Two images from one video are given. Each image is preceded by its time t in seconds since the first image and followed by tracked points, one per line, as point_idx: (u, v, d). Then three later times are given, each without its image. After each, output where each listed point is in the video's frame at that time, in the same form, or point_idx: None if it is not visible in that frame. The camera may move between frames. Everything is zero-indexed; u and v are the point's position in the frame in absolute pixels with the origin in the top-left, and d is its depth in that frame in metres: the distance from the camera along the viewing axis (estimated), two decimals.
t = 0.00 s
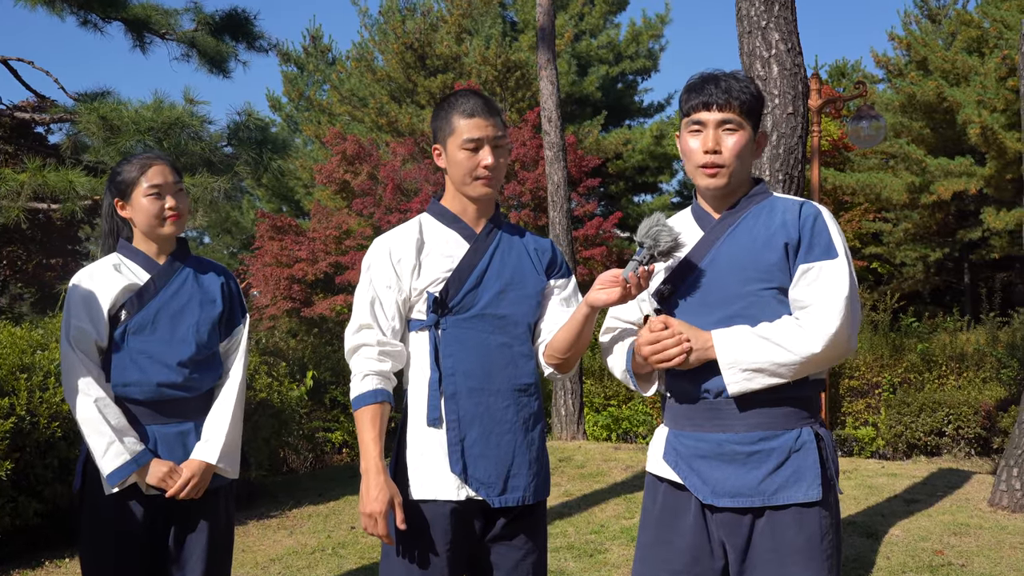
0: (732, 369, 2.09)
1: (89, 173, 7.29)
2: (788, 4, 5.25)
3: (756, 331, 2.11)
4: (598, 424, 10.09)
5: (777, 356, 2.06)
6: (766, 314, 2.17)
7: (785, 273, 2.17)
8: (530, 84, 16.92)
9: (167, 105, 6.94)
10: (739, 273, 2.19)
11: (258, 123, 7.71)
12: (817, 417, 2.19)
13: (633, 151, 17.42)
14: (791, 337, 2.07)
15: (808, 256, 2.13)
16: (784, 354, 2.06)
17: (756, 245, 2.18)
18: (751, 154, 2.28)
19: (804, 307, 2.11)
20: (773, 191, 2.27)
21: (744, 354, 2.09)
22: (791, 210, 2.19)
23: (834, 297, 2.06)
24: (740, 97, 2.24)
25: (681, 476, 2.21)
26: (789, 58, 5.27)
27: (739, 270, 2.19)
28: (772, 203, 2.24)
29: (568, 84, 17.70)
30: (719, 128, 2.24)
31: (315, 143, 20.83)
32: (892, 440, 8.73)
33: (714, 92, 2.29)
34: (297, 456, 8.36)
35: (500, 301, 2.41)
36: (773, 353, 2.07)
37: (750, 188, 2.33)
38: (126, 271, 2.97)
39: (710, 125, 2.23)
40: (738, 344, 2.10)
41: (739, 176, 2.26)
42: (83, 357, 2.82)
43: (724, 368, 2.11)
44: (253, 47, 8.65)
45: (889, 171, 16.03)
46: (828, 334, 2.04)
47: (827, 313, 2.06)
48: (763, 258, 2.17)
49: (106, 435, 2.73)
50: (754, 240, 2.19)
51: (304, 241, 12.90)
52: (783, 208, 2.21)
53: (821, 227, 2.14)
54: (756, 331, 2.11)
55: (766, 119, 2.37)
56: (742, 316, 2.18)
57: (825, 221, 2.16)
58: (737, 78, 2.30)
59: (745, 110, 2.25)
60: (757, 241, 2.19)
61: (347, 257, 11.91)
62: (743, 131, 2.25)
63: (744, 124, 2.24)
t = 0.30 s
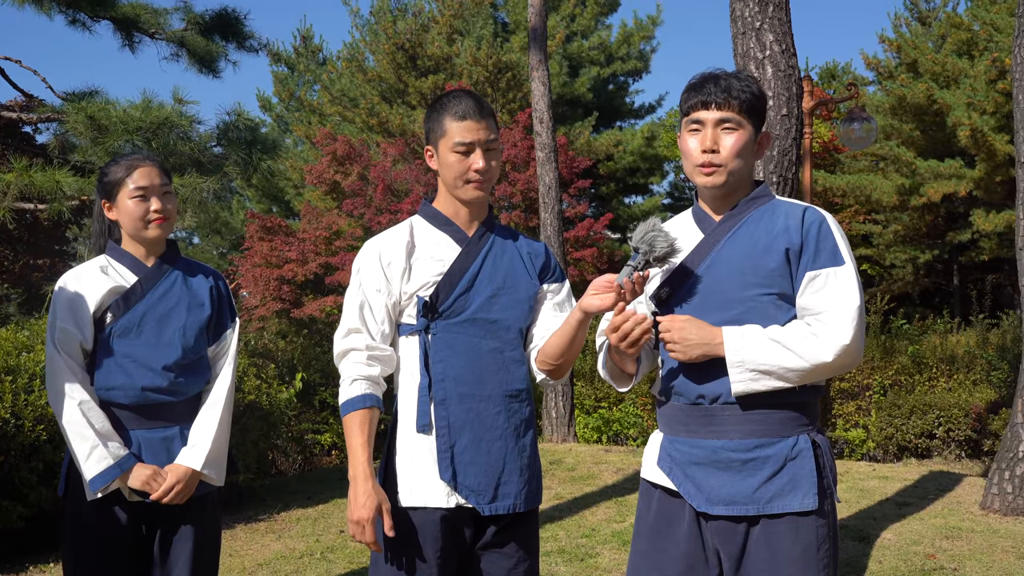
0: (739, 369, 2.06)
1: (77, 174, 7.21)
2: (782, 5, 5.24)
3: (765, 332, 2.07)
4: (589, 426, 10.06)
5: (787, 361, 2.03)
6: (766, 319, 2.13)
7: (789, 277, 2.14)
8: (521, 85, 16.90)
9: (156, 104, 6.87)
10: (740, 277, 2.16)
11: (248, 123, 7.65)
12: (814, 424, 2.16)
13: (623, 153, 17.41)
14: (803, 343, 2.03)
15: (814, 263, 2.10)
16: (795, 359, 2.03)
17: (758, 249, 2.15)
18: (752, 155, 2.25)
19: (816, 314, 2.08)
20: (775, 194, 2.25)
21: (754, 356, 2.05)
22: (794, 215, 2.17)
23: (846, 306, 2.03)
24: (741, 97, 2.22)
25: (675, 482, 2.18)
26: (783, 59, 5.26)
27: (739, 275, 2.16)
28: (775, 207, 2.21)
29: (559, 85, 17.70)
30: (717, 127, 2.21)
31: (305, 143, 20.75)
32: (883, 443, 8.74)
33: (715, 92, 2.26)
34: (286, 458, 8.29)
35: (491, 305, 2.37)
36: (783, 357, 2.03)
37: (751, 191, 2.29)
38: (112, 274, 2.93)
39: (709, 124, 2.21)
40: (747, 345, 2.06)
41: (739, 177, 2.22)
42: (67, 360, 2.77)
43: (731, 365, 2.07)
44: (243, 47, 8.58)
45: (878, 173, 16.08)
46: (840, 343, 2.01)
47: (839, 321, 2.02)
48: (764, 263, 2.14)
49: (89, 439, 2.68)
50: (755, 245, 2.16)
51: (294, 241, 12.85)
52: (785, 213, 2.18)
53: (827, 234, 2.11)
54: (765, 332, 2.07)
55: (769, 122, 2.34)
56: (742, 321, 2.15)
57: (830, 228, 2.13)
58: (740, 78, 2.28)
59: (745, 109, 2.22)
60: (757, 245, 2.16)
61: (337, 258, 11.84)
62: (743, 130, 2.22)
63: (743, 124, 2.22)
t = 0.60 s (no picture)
0: (740, 379, 2.01)
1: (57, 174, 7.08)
2: (773, 7, 5.23)
3: (769, 343, 2.03)
4: (575, 429, 10.03)
5: (790, 374, 2.00)
6: (764, 330, 2.10)
7: (788, 287, 2.11)
8: (507, 86, 16.86)
9: (138, 104, 6.77)
10: (738, 286, 2.13)
11: (232, 123, 7.55)
12: (811, 435, 2.13)
13: (609, 154, 17.41)
14: (806, 356, 2.00)
15: (818, 274, 2.07)
16: (799, 372, 2.00)
17: (757, 259, 2.12)
18: (751, 160, 2.23)
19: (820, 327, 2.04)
20: (776, 202, 2.22)
21: (757, 366, 2.01)
22: (795, 224, 2.14)
23: (851, 321, 2.01)
24: (740, 100, 2.19)
25: (670, 494, 2.15)
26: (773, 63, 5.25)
27: (737, 283, 2.13)
28: (775, 215, 2.19)
29: (545, 86, 17.66)
30: (716, 130, 2.19)
31: (289, 143, 20.61)
32: (869, 445, 8.76)
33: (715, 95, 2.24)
34: (270, 461, 8.20)
35: (483, 314, 2.33)
36: (787, 370, 2.00)
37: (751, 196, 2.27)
38: (95, 279, 2.86)
39: (707, 127, 2.19)
40: (749, 355, 2.02)
41: (737, 182, 2.20)
42: (48, 367, 2.71)
43: (731, 375, 2.02)
44: (227, 46, 8.48)
45: (862, 175, 16.16)
46: (845, 357, 1.98)
47: (844, 336, 2.00)
48: (762, 272, 2.11)
49: (69, 448, 2.62)
50: (754, 254, 2.13)
51: (278, 242, 12.75)
52: (786, 222, 2.15)
53: (829, 245, 2.09)
54: (769, 343, 2.03)
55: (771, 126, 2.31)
56: (739, 330, 2.12)
57: (832, 238, 2.10)
58: (742, 80, 2.25)
59: (745, 112, 2.20)
60: (756, 254, 2.13)
61: (321, 259, 11.74)
62: (742, 134, 2.20)
63: (743, 127, 2.19)
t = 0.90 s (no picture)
0: (726, 417, 1.97)
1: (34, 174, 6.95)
2: (763, 8, 5.22)
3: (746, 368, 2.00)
4: (558, 432, 9.99)
5: (774, 396, 1.96)
6: (766, 337, 2.06)
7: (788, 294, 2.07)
8: (489, 86, 16.81)
9: (117, 103, 6.66)
10: (739, 292, 2.09)
11: (212, 122, 7.44)
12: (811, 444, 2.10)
13: (591, 155, 17.40)
14: (784, 372, 1.97)
15: (809, 280, 2.03)
16: (781, 391, 1.96)
17: (759, 265, 2.09)
18: (752, 162, 2.19)
19: (799, 332, 2.00)
20: (778, 206, 2.18)
21: (738, 396, 1.98)
22: (796, 228, 2.10)
23: (827, 326, 1.97)
24: (740, 101, 2.17)
25: (668, 503, 2.11)
26: (764, 64, 5.22)
27: (738, 289, 2.09)
28: (776, 220, 2.15)
29: (527, 86, 17.62)
30: (715, 132, 2.16)
31: (269, 143, 20.45)
32: (853, 448, 8.78)
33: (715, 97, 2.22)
34: (250, 464, 8.10)
35: (476, 320, 2.28)
36: (769, 392, 1.96)
37: (752, 202, 2.23)
38: (74, 284, 2.79)
39: (706, 129, 2.17)
40: (729, 392, 1.99)
41: (738, 184, 2.16)
42: (23, 374, 2.63)
43: (717, 415, 1.98)
44: (207, 45, 8.36)
45: (843, 177, 16.25)
46: (822, 363, 1.95)
47: (818, 344, 1.96)
48: (766, 278, 2.07)
49: (46, 459, 2.55)
50: (755, 260, 2.10)
51: (258, 243, 12.63)
52: (787, 227, 2.12)
53: (827, 249, 2.05)
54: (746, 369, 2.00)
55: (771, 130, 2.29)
56: (740, 337, 2.08)
57: (830, 242, 2.07)
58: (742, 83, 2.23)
59: (744, 113, 2.17)
60: (759, 259, 2.09)
61: (302, 259, 11.63)
62: (743, 136, 2.17)
63: (745, 128, 2.16)
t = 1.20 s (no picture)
0: (751, 418, 1.95)
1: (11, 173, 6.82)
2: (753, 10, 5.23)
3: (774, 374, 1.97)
4: (544, 434, 9.96)
5: (802, 406, 1.94)
6: (769, 344, 2.04)
7: (793, 301, 2.05)
8: (473, 87, 16.76)
9: (98, 102, 6.56)
10: (740, 298, 2.07)
11: (195, 122, 7.35)
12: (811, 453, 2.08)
13: (574, 155, 17.40)
14: (812, 383, 1.95)
15: (824, 289, 2.02)
16: (810, 404, 1.94)
17: (761, 271, 2.06)
18: (749, 165, 2.17)
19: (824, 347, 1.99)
20: (777, 212, 2.17)
21: (765, 399, 1.95)
22: (799, 236, 2.08)
23: (855, 341, 1.96)
24: (736, 105, 2.15)
25: (668, 513, 2.08)
26: (754, 68, 5.21)
27: (740, 295, 2.07)
28: (777, 225, 2.13)
29: (511, 87, 17.57)
30: (711, 137, 2.14)
31: (251, 142, 20.28)
32: (838, 449, 8.82)
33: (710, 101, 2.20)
34: (233, 467, 8.01)
35: (471, 326, 2.24)
36: (797, 402, 1.94)
37: (750, 206, 2.20)
38: (57, 288, 2.73)
39: (703, 134, 2.14)
40: (757, 394, 1.96)
41: (736, 188, 2.14)
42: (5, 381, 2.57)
43: (743, 414, 1.96)
44: (189, 43, 8.26)
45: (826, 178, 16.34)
46: (850, 379, 1.93)
47: (848, 358, 1.95)
48: (769, 285, 2.05)
49: (29, 469, 2.48)
50: (758, 266, 2.07)
51: (240, 243, 12.52)
52: (789, 233, 2.10)
53: (835, 258, 2.04)
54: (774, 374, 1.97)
55: (768, 134, 2.26)
56: (741, 344, 2.05)
57: (837, 251, 2.05)
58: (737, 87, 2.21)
59: (739, 117, 2.15)
60: (762, 264, 2.07)
61: (285, 260, 11.54)
62: (740, 140, 2.14)
63: (741, 132, 2.14)
